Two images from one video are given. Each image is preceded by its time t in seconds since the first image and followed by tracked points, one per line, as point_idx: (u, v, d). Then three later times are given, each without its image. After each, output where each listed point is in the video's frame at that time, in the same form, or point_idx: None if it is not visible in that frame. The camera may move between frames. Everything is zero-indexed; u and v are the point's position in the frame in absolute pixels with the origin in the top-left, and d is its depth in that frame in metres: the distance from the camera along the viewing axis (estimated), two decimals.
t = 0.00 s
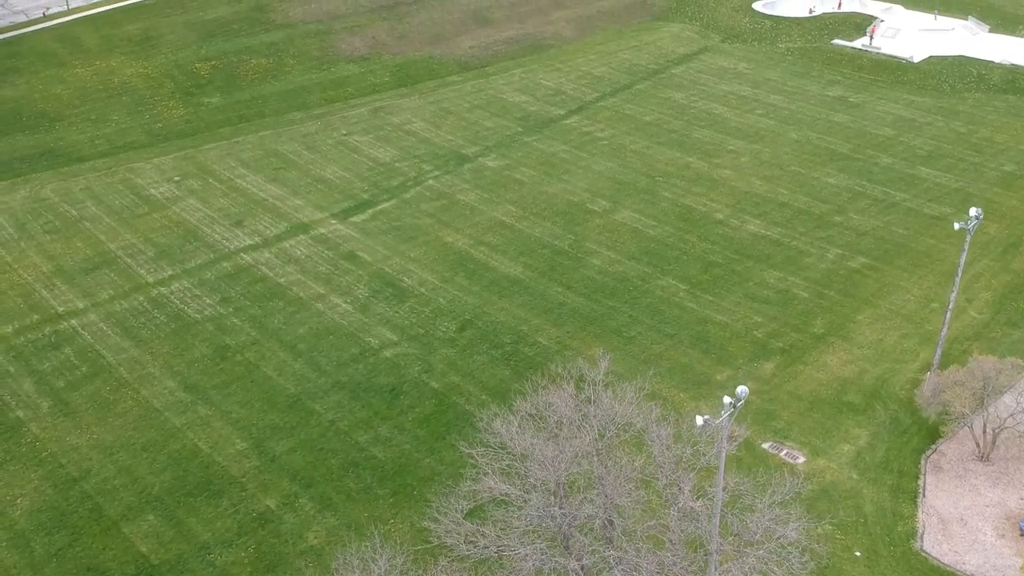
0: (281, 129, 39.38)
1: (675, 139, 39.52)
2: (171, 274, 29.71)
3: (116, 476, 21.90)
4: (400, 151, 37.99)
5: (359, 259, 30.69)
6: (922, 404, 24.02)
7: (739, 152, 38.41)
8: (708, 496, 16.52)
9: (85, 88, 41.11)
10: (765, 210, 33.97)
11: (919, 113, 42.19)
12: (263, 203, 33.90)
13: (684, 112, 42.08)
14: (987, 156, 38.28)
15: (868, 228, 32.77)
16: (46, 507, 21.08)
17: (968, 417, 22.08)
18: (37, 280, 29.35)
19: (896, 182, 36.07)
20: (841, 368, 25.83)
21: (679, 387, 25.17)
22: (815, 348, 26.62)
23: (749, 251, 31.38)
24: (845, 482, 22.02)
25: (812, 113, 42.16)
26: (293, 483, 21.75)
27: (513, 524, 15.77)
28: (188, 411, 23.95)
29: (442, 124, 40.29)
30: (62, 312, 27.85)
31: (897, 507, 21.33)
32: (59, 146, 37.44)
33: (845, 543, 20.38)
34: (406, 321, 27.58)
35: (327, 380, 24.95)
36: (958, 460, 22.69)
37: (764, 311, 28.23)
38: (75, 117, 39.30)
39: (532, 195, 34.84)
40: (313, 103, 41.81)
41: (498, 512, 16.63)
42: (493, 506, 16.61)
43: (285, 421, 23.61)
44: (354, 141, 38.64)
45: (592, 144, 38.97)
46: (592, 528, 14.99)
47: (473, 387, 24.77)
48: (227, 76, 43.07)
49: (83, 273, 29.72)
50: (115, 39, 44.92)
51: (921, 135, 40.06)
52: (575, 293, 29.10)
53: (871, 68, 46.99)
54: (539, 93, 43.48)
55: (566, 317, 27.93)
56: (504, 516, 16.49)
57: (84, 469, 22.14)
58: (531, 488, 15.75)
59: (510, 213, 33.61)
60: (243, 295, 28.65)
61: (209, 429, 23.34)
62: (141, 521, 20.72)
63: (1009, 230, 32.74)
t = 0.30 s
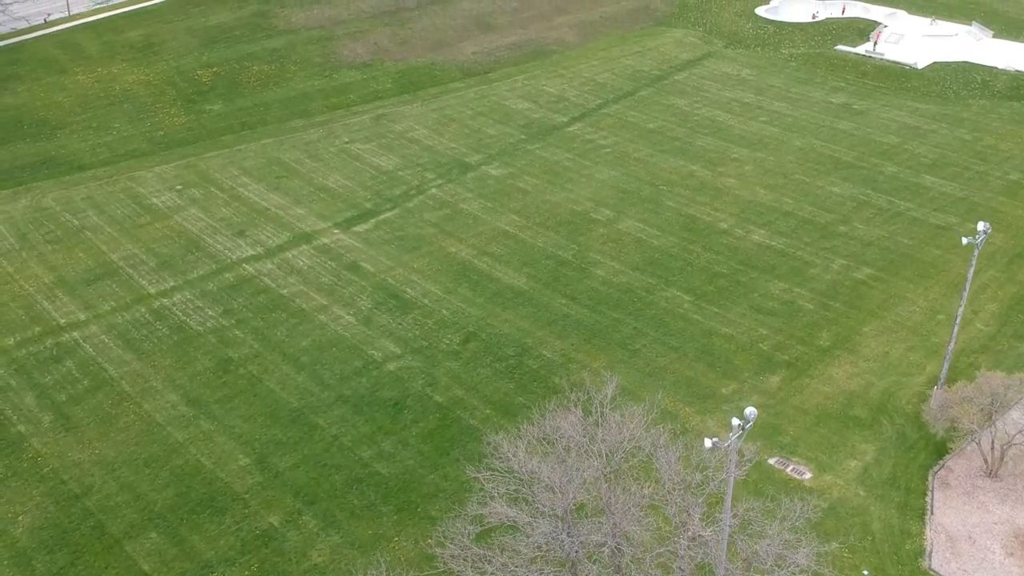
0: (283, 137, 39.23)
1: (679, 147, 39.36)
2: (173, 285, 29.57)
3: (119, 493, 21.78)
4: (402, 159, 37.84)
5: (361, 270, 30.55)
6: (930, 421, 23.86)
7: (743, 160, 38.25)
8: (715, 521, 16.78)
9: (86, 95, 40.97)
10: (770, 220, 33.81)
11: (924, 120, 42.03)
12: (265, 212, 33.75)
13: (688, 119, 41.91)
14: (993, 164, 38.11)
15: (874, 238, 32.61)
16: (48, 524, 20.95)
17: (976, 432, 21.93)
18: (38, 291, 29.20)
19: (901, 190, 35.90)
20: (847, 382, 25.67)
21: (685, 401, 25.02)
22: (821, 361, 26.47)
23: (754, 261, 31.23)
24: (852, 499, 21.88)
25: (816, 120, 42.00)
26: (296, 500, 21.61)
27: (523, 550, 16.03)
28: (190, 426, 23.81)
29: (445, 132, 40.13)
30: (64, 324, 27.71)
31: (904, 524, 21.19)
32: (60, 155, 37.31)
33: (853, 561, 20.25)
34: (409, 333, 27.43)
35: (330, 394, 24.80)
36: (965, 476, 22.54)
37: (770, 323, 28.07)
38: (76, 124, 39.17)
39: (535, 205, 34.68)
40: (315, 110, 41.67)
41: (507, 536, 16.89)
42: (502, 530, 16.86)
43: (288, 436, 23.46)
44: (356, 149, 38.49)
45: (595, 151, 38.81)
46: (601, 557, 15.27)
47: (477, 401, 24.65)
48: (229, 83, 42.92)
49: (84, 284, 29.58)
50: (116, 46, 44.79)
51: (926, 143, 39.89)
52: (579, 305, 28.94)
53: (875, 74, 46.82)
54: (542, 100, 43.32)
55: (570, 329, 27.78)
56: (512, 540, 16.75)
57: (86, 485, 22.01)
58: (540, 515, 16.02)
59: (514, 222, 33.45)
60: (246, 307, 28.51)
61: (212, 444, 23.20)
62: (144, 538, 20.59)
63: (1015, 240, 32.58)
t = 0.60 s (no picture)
0: (285, 145, 39.06)
1: (682, 155, 39.19)
2: (175, 296, 29.41)
3: (121, 509, 21.64)
4: (405, 167, 37.68)
5: (364, 280, 30.40)
6: (937, 439, 23.72)
7: (747, 168, 38.09)
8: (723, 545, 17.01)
9: (87, 103, 40.83)
10: (774, 229, 33.64)
11: (928, 128, 41.87)
12: (267, 222, 33.59)
13: (691, 126, 41.74)
14: (998, 173, 37.94)
15: (878, 248, 32.46)
16: (49, 542, 20.81)
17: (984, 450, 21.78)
18: (39, 302, 29.07)
19: (906, 200, 35.73)
20: (853, 396, 25.52)
21: (690, 415, 24.87)
22: (826, 374, 26.31)
23: (759, 272, 31.07)
24: (859, 516, 21.75)
25: (820, 128, 41.82)
26: (299, 516, 21.47)
27: None
28: (193, 440, 23.66)
29: (448, 139, 39.97)
30: (65, 336, 27.54)
31: (912, 542, 21.10)
32: (61, 163, 37.17)
33: None
34: (412, 345, 27.27)
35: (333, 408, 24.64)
36: (973, 493, 22.45)
37: (775, 335, 27.91)
38: (77, 132, 39.03)
39: (539, 214, 34.53)
40: (317, 118, 41.52)
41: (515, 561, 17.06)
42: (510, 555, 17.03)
43: (291, 451, 23.31)
44: (358, 157, 38.33)
45: (598, 159, 38.64)
46: None
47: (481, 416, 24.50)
48: (231, 90, 42.78)
49: (86, 295, 29.43)
50: (118, 53, 44.66)
51: (931, 151, 39.72)
52: (583, 316, 28.78)
53: (878, 81, 46.65)
54: (544, 107, 43.14)
55: (574, 341, 27.62)
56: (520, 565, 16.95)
57: (88, 502, 21.87)
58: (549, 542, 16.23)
59: (517, 232, 33.30)
60: (248, 318, 28.35)
61: (214, 459, 23.06)
62: (146, 556, 20.46)
63: (1021, 251, 32.42)
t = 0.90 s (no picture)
0: (287, 152, 38.91)
1: (685, 163, 39.04)
2: (176, 307, 29.26)
3: (123, 526, 21.51)
4: (407, 175, 37.52)
5: (367, 291, 30.26)
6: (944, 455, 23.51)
7: (750, 176, 37.93)
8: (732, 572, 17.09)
9: (88, 110, 40.70)
10: (778, 239, 33.49)
11: (932, 135, 41.70)
12: (269, 231, 33.45)
13: (694, 134, 41.58)
14: (1002, 181, 37.78)
15: (883, 258, 32.30)
16: (51, 560, 20.68)
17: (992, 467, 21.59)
18: (41, 314, 28.94)
19: (911, 209, 35.57)
20: (859, 410, 25.36)
21: (695, 429, 24.72)
22: (832, 387, 26.16)
23: (763, 283, 30.92)
24: (866, 534, 21.62)
25: (824, 135, 41.66)
26: (302, 534, 21.34)
27: None
28: (195, 455, 23.53)
29: (450, 147, 39.82)
30: (66, 348, 27.40)
31: (919, 560, 20.99)
32: (62, 171, 37.04)
33: None
34: (416, 358, 27.12)
35: (336, 422, 24.48)
36: (981, 510, 22.34)
37: (780, 348, 27.75)
38: (79, 140, 38.90)
39: (542, 223, 34.38)
40: (319, 125, 41.37)
41: None
42: None
43: (294, 467, 23.17)
44: (360, 165, 38.16)
45: (601, 167, 38.49)
46: None
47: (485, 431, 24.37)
48: (232, 97, 42.65)
49: (87, 306, 29.29)
50: (119, 60, 44.55)
51: (935, 159, 39.56)
52: (586, 328, 28.63)
53: (882, 88, 46.48)
54: (547, 113, 42.97)
55: (578, 353, 27.46)
56: None
57: (90, 518, 21.74)
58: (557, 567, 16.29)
59: (520, 242, 33.16)
60: (250, 330, 28.21)
61: (217, 475, 22.92)
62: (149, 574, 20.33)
63: None
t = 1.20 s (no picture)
0: (289, 161, 38.76)
1: (688, 171, 38.88)
2: (178, 319, 29.11)
3: (125, 544, 21.37)
4: (410, 184, 37.36)
5: (369, 303, 30.10)
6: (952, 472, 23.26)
7: (754, 185, 37.77)
8: None
9: (89, 118, 40.58)
10: (783, 249, 33.33)
11: (936, 143, 41.54)
12: (271, 241, 33.30)
13: (697, 141, 41.42)
14: (1007, 190, 37.62)
15: (888, 268, 32.15)
16: None
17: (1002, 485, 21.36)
18: (42, 325, 28.81)
19: (915, 218, 35.40)
20: (865, 424, 25.21)
21: (701, 444, 24.57)
22: (838, 401, 26.00)
23: (768, 294, 30.75)
24: (873, 551, 21.49)
25: (827, 143, 41.50)
26: (305, 551, 21.21)
27: None
28: (197, 471, 23.38)
29: (452, 155, 39.66)
30: (67, 361, 27.26)
31: None
32: (63, 180, 36.91)
33: None
34: (419, 371, 26.96)
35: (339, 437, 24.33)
36: (989, 527, 22.22)
37: (785, 360, 27.60)
38: (80, 148, 38.77)
39: (545, 233, 34.23)
40: (321, 132, 41.21)
41: None
42: None
43: (297, 483, 23.03)
44: (363, 173, 38.01)
45: (604, 176, 38.32)
46: None
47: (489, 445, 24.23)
48: (234, 104, 42.51)
49: (89, 318, 29.15)
50: (120, 67, 44.42)
51: (939, 167, 39.40)
52: (590, 340, 28.48)
53: (886, 94, 46.32)
54: (550, 120, 42.81)
55: (582, 366, 27.29)
56: None
57: (92, 535, 21.60)
58: None
59: (524, 252, 32.99)
60: (252, 343, 28.05)
61: (219, 491, 22.78)
62: None
63: None
